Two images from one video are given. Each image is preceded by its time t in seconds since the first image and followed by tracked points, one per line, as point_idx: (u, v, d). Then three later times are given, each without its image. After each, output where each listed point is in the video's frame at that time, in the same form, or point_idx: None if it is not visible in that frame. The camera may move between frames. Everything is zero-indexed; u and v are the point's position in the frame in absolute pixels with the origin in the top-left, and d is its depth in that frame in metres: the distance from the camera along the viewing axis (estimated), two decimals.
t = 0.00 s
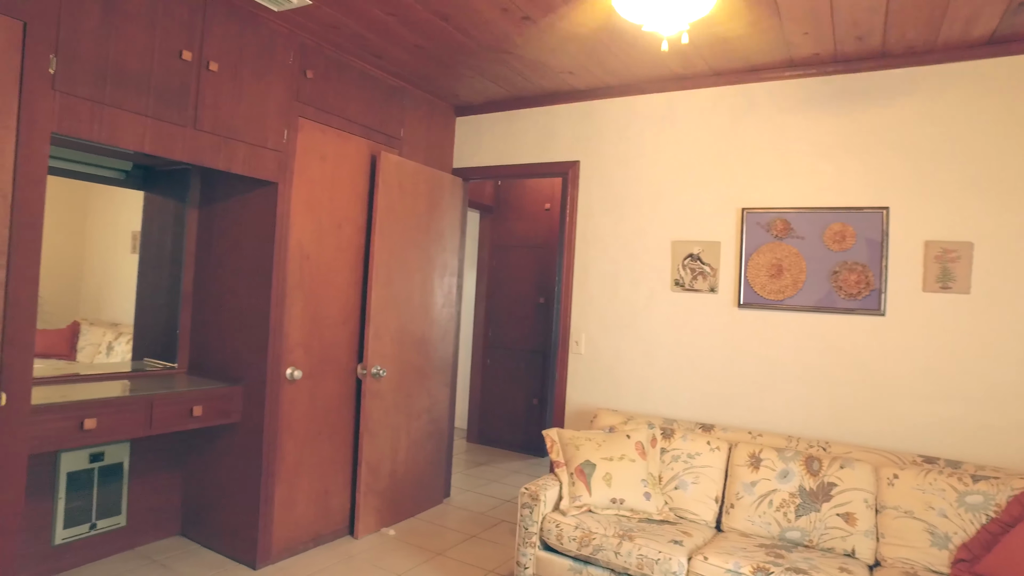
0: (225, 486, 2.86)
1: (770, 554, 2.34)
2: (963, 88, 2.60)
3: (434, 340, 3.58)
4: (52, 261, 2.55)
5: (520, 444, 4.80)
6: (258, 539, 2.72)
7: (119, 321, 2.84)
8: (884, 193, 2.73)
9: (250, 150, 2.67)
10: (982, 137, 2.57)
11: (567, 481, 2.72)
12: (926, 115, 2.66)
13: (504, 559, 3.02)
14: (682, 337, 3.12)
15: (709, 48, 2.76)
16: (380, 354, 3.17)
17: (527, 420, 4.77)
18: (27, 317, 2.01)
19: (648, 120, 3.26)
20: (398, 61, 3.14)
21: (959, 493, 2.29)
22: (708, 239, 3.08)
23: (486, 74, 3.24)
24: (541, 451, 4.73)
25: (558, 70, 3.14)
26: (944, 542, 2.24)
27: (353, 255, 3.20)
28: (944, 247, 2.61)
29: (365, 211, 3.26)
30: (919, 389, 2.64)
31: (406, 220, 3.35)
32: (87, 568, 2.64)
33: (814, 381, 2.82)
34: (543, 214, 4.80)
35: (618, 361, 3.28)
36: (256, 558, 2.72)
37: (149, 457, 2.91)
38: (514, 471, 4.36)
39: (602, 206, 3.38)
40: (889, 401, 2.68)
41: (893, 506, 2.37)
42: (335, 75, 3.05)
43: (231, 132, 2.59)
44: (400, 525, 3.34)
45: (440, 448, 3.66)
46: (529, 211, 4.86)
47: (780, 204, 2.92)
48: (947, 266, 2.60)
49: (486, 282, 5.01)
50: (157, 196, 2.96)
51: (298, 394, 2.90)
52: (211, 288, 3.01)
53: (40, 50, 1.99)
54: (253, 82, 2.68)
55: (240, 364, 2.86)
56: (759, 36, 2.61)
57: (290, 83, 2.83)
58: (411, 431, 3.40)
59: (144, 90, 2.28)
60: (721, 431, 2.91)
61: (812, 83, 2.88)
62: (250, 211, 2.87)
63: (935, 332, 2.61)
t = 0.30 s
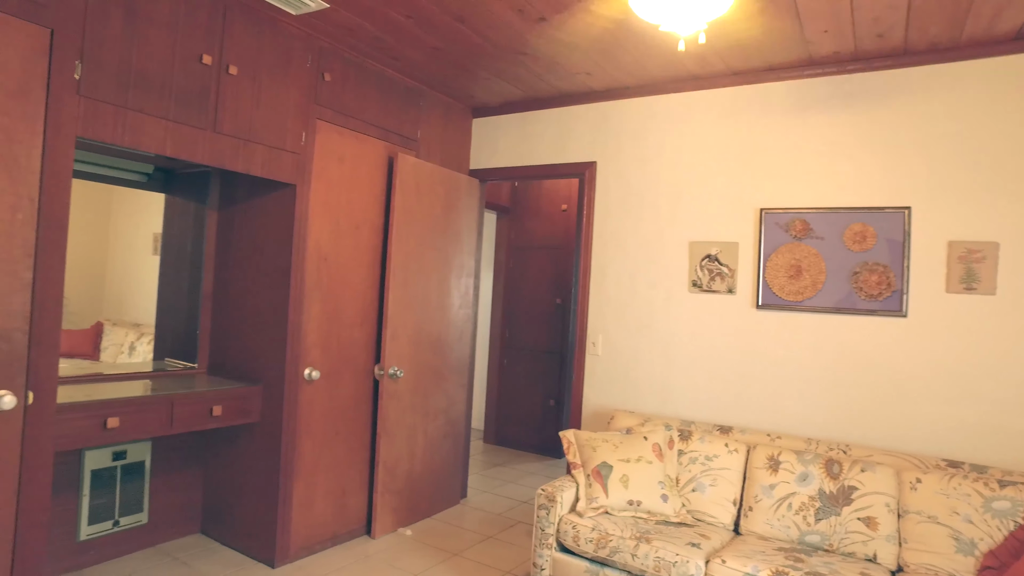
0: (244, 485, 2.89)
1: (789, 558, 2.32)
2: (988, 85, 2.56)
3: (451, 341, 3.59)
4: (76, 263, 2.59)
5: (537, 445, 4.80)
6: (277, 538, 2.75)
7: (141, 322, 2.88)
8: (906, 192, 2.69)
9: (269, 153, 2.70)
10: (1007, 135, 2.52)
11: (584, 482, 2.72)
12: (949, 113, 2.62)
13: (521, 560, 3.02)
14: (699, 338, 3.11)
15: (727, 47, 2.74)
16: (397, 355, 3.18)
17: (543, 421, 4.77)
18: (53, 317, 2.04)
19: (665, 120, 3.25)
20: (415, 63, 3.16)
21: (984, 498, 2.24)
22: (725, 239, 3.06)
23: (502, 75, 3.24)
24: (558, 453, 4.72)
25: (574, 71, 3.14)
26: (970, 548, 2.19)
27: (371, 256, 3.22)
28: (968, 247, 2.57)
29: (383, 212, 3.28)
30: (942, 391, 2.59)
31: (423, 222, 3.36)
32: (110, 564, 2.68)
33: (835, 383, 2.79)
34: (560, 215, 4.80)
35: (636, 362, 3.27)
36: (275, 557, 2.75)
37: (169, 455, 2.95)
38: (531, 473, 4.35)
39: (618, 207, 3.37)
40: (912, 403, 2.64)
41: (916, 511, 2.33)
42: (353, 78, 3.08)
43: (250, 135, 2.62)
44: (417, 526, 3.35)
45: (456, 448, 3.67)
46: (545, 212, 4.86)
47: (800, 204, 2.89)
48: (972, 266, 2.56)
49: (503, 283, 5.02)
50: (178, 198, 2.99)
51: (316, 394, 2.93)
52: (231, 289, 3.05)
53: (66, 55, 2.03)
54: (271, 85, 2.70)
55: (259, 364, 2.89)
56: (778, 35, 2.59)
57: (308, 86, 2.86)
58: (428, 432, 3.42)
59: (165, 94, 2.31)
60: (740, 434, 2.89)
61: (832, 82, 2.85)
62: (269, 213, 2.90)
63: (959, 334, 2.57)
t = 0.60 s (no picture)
0: (264, 483, 2.92)
1: (809, 562, 2.29)
2: (1014, 81, 2.51)
3: (468, 341, 3.60)
4: (100, 264, 2.63)
5: (554, 447, 4.79)
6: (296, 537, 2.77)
7: (163, 322, 2.92)
8: (929, 192, 2.65)
9: (288, 155, 2.73)
10: None
11: (601, 483, 2.71)
12: (974, 111, 2.58)
13: (538, 561, 3.02)
14: (718, 339, 3.08)
15: (745, 46, 2.72)
16: (414, 355, 3.19)
17: (561, 423, 4.76)
18: (78, 317, 2.08)
19: (683, 120, 3.23)
20: (432, 64, 3.17)
21: (1012, 504, 2.19)
22: (744, 240, 3.04)
23: (519, 76, 3.24)
24: (575, 454, 4.71)
25: (591, 72, 3.13)
26: (997, 556, 2.13)
27: (389, 257, 3.23)
28: (995, 247, 2.52)
29: (400, 214, 3.29)
30: (968, 394, 2.55)
31: (440, 223, 3.37)
32: (133, 561, 2.73)
33: (856, 385, 2.76)
34: (577, 216, 4.79)
35: (653, 364, 3.26)
36: (293, 555, 2.77)
37: (191, 454, 2.99)
38: (548, 474, 4.35)
39: (636, 207, 3.36)
40: (936, 406, 2.60)
41: (941, 516, 2.28)
42: (371, 80, 3.10)
43: (269, 137, 2.65)
44: (434, 526, 3.36)
45: (474, 449, 3.67)
46: (563, 212, 4.86)
47: (820, 204, 2.86)
48: (998, 267, 2.51)
49: (520, 284, 5.02)
50: (199, 201, 3.03)
51: (334, 394, 2.95)
52: (251, 290, 3.08)
53: (91, 60, 2.06)
54: (290, 88, 2.73)
55: (278, 364, 2.91)
56: (797, 34, 2.57)
57: (327, 88, 2.88)
58: (445, 432, 3.42)
59: (186, 97, 2.34)
60: (759, 436, 2.86)
61: (853, 80, 2.82)
62: (288, 214, 2.93)
63: (984, 336, 2.53)
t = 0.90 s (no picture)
0: (283, 483, 2.95)
1: (831, 566, 2.26)
2: None
3: (486, 342, 3.60)
4: (123, 265, 2.68)
5: (571, 448, 4.78)
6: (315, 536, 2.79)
7: (184, 323, 2.96)
8: (954, 191, 2.61)
9: (306, 157, 2.75)
10: None
11: (618, 485, 2.70)
12: (1000, 109, 2.54)
13: (555, 562, 3.01)
14: (737, 340, 3.06)
15: (764, 45, 2.70)
16: (431, 356, 3.20)
17: (578, 424, 4.75)
18: (102, 318, 2.11)
19: (701, 120, 3.21)
20: (449, 66, 3.18)
21: None
22: (764, 241, 3.01)
23: (536, 77, 3.24)
24: (592, 456, 4.70)
25: (608, 72, 3.12)
26: None
27: (406, 259, 3.24)
28: (1022, 247, 2.47)
29: (418, 215, 3.31)
30: (994, 397, 2.50)
31: (457, 224, 3.38)
32: (154, 558, 2.76)
33: (879, 387, 2.72)
34: (594, 217, 4.79)
35: (672, 365, 3.24)
36: (312, 555, 2.79)
37: (211, 453, 3.02)
38: (565, 475, 4.34)
39: (653, 208, 3.34)
40: (962, 410, 2.56)
41: (966, 522, 2.24)
42: (388, 82, 3.11)
43: (288, 140, 2.67)
44: (450, 526, 3.36)
45: (491, 450, 3.68)
46: (580, 213, 4.85)
47: (840, 204, 2.83)
48: None
49: (537, 285, 5.02)
50: (219, 203, 3.06)
51: (352, 395, 2.96)
52: (270, 291, 3.11)
53: (116, 65, 2.10)
54: (309, 91, 2.75)
55: (297, 365, 2.94)
56: (818, 32, 2.54)
57: (345, 90, 2.90)
58: (462, 433, 3.43)
59: (206, 101, 2.37)
60: (778, 438, 2.84)
61: (874, 78, 2.78)
62: (307, 215, 2.95)
63: (1011, 338, 2.48)
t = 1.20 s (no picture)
0: (301, 483, 2.97)
1: (852, 572, 2.23)
2: None
3: (503, 344, 3.60)
4: (144, 267, 2.71)
5: (589, 450, 4.76)
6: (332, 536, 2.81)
7: (204, 323, 2.99)
8: (978, 191, 2.56)
9: (324, 159, 2.77)
10: None
11: (635, 488, 2.69)
12: None
13: (572, 565, 3.00)
14: (756, 342, 3.03)
15: (783, 44, 2.67)
16: (448, 357, 3.21)
17: (595, 426, 4.73)
18: (124, 319, 2.14)
19: (719, 120, 3.19)
20: (466, 67, 3.19)
21: None
22: (783, 241, 2.98)
23: (552, 77, 3.24)
24: (609, 458, 4.68)
25: (626, 72, 3.11)
26: None
27: (424, 260, 3.25)
28: None
29: (435, 216, 3.32)
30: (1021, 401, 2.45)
31: (474, 226, 3.38)
32: (175, 556, 2.80)
33: (901, 390, 2.68)
34: (612, 218, 4.77)
35: (690, 367, 3.22)
36: (330, 554, 2.81)
37: (231, 453, 3.05)
38: (582, 477, 4.33)
39: (671, 209, 3.33)
40: (987, 413, 2.51)
41: (993, 528, 2.19)
42: (405, 84, 3.13)
43: (307, 142, 2.69)
44: (467, 527, 3.36)
45: (508, 451, 3.68)
46: (597, 214, 4.84)
47: (861, 205, 2.80)
48: None
49: (554, 286, 5.01)
50: (239, 205, 3.10)
51: (369, 396, 2.98)
52: (289, 292, 3.13)
53: (138, 69, 2.13)
54: (328, 93, 2.77)
55: (315, 365, 2.96)
56: (838, 30, 2.51)
57: (362, 93, 2.92)
58: (479, 434, 3.43)
59: (226, 104, 2.40)
60: (798, 441, 2.80)
61: (896, 76, 2.74)
62: (325, 217, 2.97)
63: None
